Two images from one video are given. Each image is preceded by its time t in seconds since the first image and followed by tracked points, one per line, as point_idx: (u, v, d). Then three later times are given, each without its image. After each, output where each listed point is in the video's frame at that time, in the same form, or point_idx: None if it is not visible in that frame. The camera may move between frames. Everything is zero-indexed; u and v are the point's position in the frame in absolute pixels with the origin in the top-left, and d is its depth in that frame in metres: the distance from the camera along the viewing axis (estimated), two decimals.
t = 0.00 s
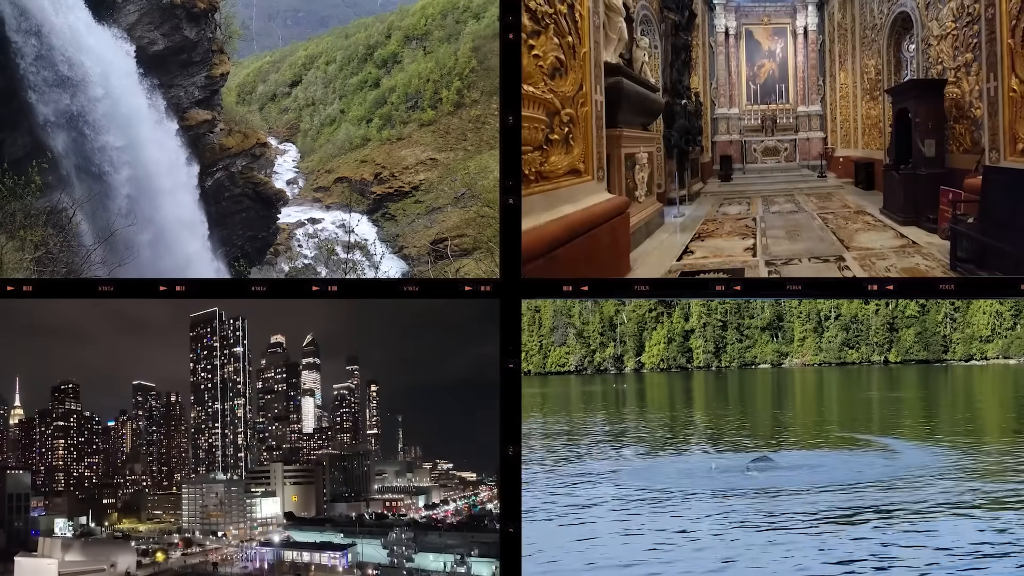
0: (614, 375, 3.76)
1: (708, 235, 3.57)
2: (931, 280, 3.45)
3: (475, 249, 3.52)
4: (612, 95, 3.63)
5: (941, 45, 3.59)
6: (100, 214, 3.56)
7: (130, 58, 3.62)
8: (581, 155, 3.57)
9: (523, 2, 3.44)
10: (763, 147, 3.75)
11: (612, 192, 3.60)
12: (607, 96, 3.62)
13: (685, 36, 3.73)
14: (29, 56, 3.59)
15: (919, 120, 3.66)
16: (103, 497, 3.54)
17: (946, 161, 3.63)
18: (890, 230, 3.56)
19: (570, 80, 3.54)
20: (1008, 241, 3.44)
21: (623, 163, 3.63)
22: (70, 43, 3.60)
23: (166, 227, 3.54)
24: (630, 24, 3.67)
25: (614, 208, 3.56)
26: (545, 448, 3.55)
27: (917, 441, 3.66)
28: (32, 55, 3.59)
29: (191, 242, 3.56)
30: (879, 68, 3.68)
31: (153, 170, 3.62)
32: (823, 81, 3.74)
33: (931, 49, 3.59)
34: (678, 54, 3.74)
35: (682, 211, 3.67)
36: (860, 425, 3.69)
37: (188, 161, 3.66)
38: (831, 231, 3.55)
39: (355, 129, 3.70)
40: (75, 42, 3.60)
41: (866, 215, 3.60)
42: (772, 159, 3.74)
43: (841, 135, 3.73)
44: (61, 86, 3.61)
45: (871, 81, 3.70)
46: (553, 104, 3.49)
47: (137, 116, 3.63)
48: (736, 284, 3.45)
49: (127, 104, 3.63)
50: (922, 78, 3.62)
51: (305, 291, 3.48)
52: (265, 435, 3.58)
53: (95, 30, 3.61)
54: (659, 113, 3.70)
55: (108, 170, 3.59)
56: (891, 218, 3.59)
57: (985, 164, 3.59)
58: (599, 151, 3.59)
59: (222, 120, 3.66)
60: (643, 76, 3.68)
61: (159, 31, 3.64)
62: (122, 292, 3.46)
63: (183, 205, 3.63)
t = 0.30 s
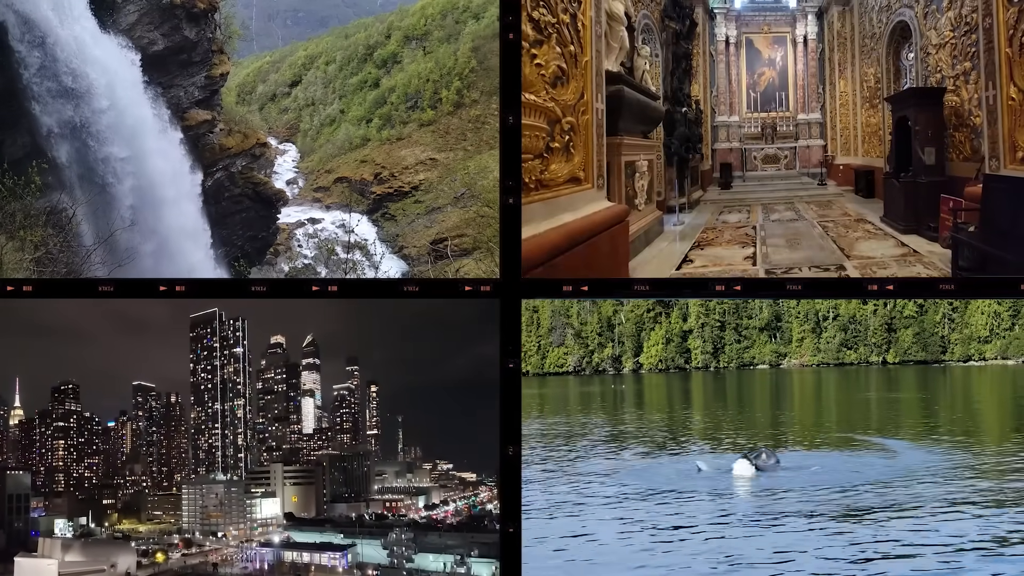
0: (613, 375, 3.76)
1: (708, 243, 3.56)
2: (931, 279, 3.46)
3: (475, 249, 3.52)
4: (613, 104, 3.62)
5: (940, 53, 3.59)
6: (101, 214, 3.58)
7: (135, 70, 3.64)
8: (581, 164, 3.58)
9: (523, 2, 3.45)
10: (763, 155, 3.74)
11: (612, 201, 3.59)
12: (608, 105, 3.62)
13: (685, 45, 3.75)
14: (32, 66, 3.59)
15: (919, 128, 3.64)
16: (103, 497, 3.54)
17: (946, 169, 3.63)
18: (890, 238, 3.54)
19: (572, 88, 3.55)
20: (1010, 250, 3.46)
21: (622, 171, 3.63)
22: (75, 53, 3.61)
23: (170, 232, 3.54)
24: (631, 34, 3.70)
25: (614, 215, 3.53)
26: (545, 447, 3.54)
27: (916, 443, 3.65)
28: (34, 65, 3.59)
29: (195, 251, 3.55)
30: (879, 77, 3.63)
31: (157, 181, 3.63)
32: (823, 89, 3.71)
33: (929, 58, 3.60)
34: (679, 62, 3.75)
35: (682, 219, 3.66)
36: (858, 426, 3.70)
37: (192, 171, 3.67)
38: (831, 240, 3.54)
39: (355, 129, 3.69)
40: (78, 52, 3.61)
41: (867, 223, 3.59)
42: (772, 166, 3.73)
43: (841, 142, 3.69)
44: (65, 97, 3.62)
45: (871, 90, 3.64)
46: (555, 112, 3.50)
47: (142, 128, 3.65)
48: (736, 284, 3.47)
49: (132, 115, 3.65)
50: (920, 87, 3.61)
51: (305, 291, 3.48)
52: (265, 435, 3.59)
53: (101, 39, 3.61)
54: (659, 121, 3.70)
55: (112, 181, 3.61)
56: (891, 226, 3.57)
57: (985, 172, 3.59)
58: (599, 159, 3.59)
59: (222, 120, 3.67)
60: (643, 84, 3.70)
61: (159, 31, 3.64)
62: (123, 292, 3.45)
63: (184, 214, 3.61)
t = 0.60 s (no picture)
0: (611, 375, 3.74)
1: (707, 252, 3.56)
2: (931, 280, 3.50)
3: (475, 249, 3.53)
4: (613, 111, 3.64)
5: (938, 62, 3.58)
6: (102, 215, 3.56)
7: (140, 81, 3.63)
8: (581, 171, 3.60)
9: (523, 3, 3.48)
10: (763, 161, 3.74)
11: (612, 208, 3.61)
12: (609, 112, 3.63)
13: (686, 53, 3.73)
14: (36, 77, 3.59)
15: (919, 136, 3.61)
16: (103, 498, 3.54)
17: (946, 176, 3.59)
18: (891, 246, 3.55)
19: (572, 96, 3.57)
20: (1009, 258, 3.49)
21: (622, 178, 3.64)
22: (81, 65, 3.60)
23: (174, 239, 3.54)
24: (632, 41, 3.68)
25: (614, 223, 3.56)
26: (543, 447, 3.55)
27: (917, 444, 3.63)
28: (39, 76, 3.60)
29: (197, 261, 3.55)
30: (877, 84, 3.64)
31: (161, 192, 3.61)
32: (822, 97, 3.71)
33: (928, 66, 3.58)
34: (679, 69, 3.75)
35: (682, 226, 3.64)
36: (856, 425, 3.67)
37: (196, 177, 3.66)
38: (831, 247, 3.55)
39: (355, 129, 3.68)
40: (82, 61, 3.60)
41: (867, 231, 3.58)
42: (772, 173, 3.73)
43: (840, 149, 3.68)
44: (69, 108, 3.60)
45: (870, 97, 3.64)
46: (556, 120, 3.53)
47: (147, 139, 3.62)
48: (736, 284, 3.50)
49: (137, 126, 3.63)
50: (919, 94, 3.59)
51: (305, 291, 3.52)
52: (265, 435, 3.58)
53: (106, 49, 3.61)
54: (659, 128, 3.70)
55: (115, 192, 3.58)
56: (892, 235, 3.56)
57: (985, 179, 3.56)
58: (599, 166, 3.61)
59: (222, 120, 3.67)
60: (643, 91, 3.69)
61: (159, 31, 3.64)
62: (122, 292, 3.49)
63: (189, 224, 3.60)
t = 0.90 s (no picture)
0: (609, 375, 3.74)
1: (706, 260, 3.58)
2: (932, 280, 3.51)
3: (475, 249, 3.53)
4: (613, 118, 3.63)
5: (937, 69, 3.58)
6: (103, 216, 3.56)
7: (146, 92, 3.63)
8: (580, 178, 3.61)
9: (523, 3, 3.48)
10: (762, 168, 3.75)
11: (611, 216, 3.61)
12: (608, 119, 3.63)
13: (686, 60, 3.74)
14: (40, 88, 3.59)
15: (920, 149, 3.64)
16: (103, 498, 3.54)
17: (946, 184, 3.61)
18: (891, 254, 3.55)
19: (572, 104, 3.58)
20: (1009, 266, 3.49)
21: (621, 185, 3.66)
22: (86, 75, 3.60)
23: (176, 248, 3.53)
24: (633, 48, 3.68)
25: (613, 230, 3.57)
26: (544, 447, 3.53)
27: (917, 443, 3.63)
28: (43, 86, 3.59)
29: (200, 269, 3.54)
30: (876, 91, 3.67)
31: (165, 203, 3.60)
32: (822, 103, 3.73)
33: (926, 74, 3.59)
34: (680, 76, 3.76)
35: (681, 233, 3.64)
36: (855, 427, 3.66)
37: (200, 185, 3.65)
38: (831, 256, 3.56)
39: (355, 128, 3.68)
40: (86, 69, 3.60)
41: (867, 239, 3.58)
42: (772, 181, 3.74)
43: (840, 156, 3.70)
44: (73, 118, 3.59)
45: (869, 104, 3.67)
46: (555, 127, 3.54)
47: (152, 150, 3.62)
48: (736, 284, 3.53)
49: (142, 137, 3.63)
50: (919, 102, 3.61)
51: (306, 291, 3.53)
52: (265, 435, 3.58)
53: (110, 57, 3.61)
54: (659, 134, 3.71)
55: (119, 202, 3.56)
56: (892, 243, 3.56)
57: (985, 187, 3.57)
58: (598, 173, 3.62)
59: (222, 120, 3.67)
60: (643, 99, 3.71)
61: (159, 31, 3.64)
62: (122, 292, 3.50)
63: (192, 233, 3.60)
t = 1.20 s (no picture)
0: (609, 376, 3.78)
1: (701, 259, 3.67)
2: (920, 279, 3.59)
3: (474, 249, 3.53)
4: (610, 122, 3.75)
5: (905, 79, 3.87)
6: (104, 215, 3.55)
7: (152, 103, 3.60)
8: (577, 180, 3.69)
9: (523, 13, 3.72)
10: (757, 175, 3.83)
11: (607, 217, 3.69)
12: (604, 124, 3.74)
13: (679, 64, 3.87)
14: (44, 99, 3.48)
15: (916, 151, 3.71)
16: (103, 497, 3.59)
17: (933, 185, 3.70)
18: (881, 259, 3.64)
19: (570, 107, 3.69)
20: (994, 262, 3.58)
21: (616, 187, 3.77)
22: (92, 87, 3.52)
23: (180, 256, 3.58)
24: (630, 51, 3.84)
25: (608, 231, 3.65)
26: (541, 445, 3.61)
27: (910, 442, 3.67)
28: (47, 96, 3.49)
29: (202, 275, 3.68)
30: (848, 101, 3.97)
31: (167, 212, 3.67)
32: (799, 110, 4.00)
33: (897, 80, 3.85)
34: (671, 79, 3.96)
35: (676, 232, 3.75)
36: (854, 428, 3.69)
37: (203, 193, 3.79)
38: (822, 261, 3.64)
39: (355, 129, 3.92)
40: (92, 81, 3.51)
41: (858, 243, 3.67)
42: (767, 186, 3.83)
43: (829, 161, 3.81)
44: (77, 130, 3.54)
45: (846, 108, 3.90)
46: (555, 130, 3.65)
47: (157, 160, 3.65)
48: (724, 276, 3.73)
49: (146, 147, 3.64)
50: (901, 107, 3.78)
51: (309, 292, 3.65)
52: (265, 435, 3.60)
53: (118, 70, 3.52)
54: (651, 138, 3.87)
55: (123, 213, 3.59)
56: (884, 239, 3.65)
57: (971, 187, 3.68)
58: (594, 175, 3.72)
59: (222, 120, 3.73)
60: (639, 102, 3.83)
61: (159, 31, 3.56)
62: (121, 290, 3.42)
63: (196, 241, 3.70)
